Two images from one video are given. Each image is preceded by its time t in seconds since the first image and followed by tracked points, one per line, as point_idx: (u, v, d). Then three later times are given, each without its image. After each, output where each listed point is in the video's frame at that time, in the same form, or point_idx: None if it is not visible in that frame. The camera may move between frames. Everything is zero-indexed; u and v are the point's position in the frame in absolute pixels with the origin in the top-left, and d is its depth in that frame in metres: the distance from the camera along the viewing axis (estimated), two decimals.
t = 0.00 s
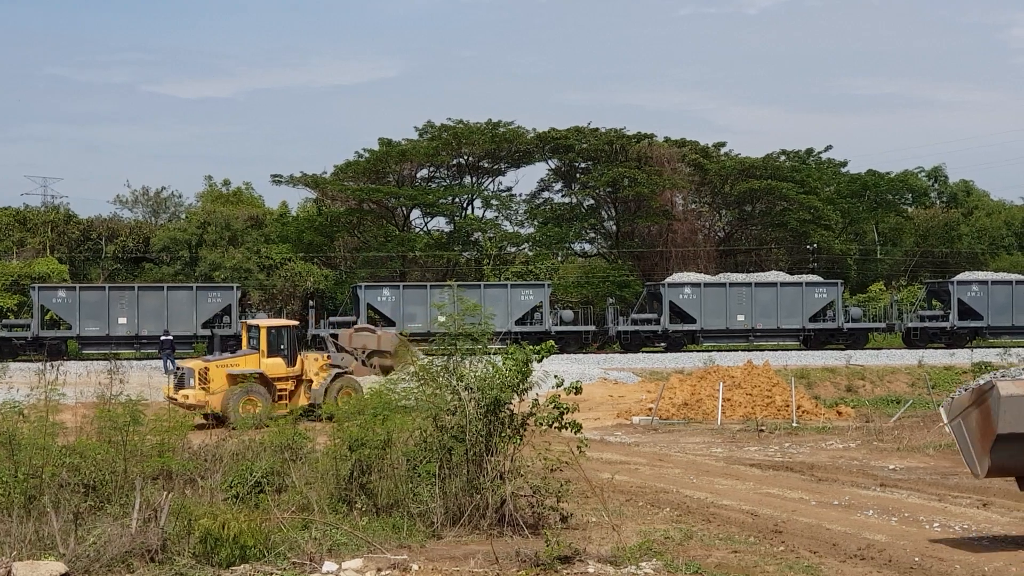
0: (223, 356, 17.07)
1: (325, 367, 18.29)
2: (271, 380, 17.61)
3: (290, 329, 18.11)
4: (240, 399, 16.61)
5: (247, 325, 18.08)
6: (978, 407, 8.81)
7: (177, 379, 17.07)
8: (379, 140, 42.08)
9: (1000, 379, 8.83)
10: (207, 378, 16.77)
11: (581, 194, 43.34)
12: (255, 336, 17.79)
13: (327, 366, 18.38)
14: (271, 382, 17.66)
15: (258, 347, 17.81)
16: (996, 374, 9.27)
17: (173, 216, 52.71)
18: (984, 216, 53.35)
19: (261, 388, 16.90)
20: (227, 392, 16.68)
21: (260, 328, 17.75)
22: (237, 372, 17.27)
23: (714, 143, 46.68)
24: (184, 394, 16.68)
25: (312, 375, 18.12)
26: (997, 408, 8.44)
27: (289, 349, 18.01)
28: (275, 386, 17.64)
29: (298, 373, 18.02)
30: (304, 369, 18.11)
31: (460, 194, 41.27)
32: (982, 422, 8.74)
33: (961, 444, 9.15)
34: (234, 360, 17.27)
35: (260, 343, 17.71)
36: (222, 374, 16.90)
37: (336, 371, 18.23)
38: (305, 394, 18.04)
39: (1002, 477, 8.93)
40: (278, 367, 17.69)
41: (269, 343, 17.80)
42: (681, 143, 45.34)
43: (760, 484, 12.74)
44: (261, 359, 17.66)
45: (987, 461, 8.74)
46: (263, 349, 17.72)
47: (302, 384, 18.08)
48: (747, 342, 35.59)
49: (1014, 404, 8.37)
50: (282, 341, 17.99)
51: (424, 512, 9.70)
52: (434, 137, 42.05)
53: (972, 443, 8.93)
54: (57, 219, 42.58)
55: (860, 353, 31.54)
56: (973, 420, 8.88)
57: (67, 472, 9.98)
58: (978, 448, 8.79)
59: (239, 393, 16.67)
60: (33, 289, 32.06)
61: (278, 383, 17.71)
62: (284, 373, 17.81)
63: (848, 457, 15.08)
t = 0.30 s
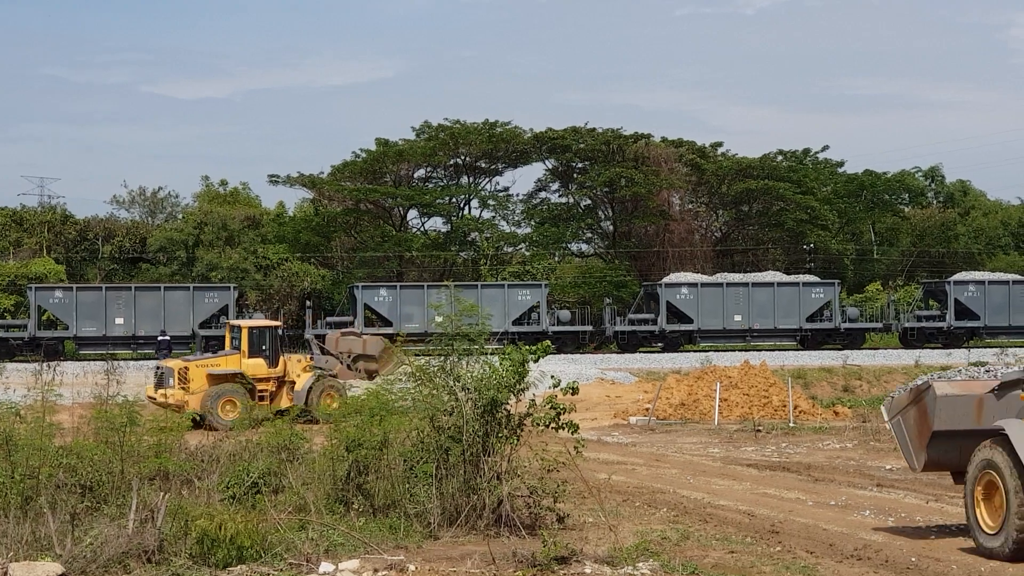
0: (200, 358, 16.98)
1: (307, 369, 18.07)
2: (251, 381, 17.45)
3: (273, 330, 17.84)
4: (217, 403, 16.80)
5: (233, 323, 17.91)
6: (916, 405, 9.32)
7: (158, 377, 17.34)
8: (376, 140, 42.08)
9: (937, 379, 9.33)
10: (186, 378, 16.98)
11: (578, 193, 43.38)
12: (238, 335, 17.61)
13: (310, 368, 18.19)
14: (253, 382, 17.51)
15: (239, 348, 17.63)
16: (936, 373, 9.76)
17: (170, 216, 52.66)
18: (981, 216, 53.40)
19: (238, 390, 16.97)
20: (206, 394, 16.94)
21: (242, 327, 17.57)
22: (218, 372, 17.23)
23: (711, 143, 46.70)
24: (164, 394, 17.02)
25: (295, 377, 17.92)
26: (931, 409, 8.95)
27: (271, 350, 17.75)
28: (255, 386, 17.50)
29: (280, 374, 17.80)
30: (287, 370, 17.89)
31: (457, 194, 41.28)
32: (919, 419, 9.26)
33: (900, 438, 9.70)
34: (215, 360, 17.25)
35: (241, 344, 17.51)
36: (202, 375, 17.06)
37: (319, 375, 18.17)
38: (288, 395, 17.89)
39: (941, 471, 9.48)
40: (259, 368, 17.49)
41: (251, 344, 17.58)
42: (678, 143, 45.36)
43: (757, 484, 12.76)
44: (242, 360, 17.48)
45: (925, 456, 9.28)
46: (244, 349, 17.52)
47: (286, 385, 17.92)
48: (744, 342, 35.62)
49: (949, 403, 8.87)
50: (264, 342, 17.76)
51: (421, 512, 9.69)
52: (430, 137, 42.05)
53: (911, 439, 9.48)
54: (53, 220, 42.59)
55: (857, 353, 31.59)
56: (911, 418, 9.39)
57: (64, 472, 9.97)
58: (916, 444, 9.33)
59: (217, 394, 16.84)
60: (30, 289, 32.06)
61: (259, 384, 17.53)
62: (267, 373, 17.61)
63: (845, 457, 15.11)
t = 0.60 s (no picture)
0: (179, 359, 17.10)
1: (290, 369, 18.04)
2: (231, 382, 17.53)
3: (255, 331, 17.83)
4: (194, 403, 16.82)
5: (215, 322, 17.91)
6: (861, 399, 10.36)
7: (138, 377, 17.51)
8: (373, 140, 42.09)
9: (881, 376, 10.42)
10: (166, 380, 17.13)
11: (575, 194, 43.46)
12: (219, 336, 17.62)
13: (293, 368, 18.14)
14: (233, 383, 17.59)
15: (221, 348, 17.66)
16: (877, 372, 10.84)
17: (167, 216, 52.62)
18: (977, 217, 53.47)
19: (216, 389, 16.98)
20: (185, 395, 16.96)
21: (223, 328, 17.53)
22: (198, 372, 17.33)
23: (709, 143, 46.75)
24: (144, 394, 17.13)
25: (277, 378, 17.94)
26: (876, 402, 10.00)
27: (253, 350, 17.78)
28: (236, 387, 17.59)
29: (262, 375, 17.86)
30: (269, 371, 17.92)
31: (454, 194, 41.29)
32: (864, 412, 10.30)
33: (843, 430, 10.75)
34: (195, 361, 17.29)
35: (223, 345, 17.52)
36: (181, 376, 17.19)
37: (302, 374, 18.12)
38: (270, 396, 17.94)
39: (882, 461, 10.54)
40: (239, 369, 17.55)
41: (232, 345, 17.58)
42: (675, 143, 45.41)
43: (754, 484, 12.79)
44: (223, 361, 17.52)
45: (868, 447, 10.31)
46: (225, 351, 17.54)
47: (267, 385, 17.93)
48: (741, 343, 35.64)
49: (892, 398, 9.99)
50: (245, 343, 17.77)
51: (419, 512, 9.70)
52: (428, 138, 42.07)
53: (854, 431, 10.51)
54: (51, 220, 42.58)
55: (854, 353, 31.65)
56: (856, 411, 10.44)
57: (61, 472, 9.96)
58: (860, 435, 10.38)
59: (196, 394, 16.91)
60: (27, 289, 32.05)
61: (239, 386, 17.62)
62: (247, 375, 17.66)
63: (843, 458, 15.14)
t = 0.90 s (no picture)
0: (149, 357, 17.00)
1: (260, 370, 18.15)
2: (199, 382, 17.50)
3: (224, 331, 18.09)
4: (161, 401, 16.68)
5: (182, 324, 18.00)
6: (800, 397, 11.26)
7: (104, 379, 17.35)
8: (358, 140, 42.00)
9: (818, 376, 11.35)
10: (133, 380, 17.09)
11: (561, 193, 43.55)
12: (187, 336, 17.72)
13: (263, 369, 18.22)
14: (201, 383, 17.57)
15: (188, 349, 17.76)
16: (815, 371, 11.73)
17: (152, 216, 52.38)
18: (961, 217, 53.81)
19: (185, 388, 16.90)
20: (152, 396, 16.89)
21: (190, 328, 17.72)
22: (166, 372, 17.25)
23: (694, 143, 46.87)
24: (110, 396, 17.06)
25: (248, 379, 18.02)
26: (814, 399, 10.90)
27: (221, 350, 17.98)
28: (204, 388, 17.56)
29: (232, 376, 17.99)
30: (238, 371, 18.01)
31: (439, 194, 41.30)
32: (802, 409, 11.21)
33: (786, 426, 11.66)
34: (162, 361, 17.25)
35: (190, 344, 17.65)
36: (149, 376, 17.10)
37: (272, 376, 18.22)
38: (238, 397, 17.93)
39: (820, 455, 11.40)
40: (207, 369, 17.57)
41: (199, 345, 17.74)
42: (661, 143, 45.51)
43: (739, 484, 12.86)
44: (191, 361, 17.56)
45: (806, 442, 11.18)
46: (193, 351, 17.62)
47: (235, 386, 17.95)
48: (726, 343, 35.77)
49: (827, 395, 10.89)
50: (214, 342, 18.00)
51: (404, 512, 9.73)
52: (413, 137, 42.02)
53: (795, 427, 11.40)
54: (34, 219, 42.33)
55: (838, 353, 31.83)
56: (795, 409, 11.36)
57: (45, 471, 9.93)
58: (800, 432, 11.29)
59: (163, 392, 16.78)
60: (11, 288, 31.86)
61: (207, 386, 17.60)
62: (216, 375, 17.68)
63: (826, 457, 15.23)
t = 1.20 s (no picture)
0: (121, 357, 17.14)
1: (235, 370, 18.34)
2: (171, 382, 17.63)
3: (196, 330, 18.04)
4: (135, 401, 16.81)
5: (154, 324, 18.07)
6: (747, 390, 11.65)
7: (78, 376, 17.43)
8: (348, 139, 41.99)
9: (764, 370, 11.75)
10: (105, 378, 17.13)
11: (550, 193, 43.63)
12: (158, 336, 17.80)
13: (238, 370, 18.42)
14: (172, 383, 17.69)
15: (160, 348, 17.81)
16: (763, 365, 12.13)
17: (141, 215, 52.21)
18: (950, 217, 54.07)
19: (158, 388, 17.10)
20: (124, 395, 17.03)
21: (162, 327, 17.75)
22: (138, 372, 17.38)
23: (683, 143, 46.95)
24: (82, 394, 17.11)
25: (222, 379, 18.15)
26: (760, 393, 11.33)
27: (194, 349, 17.97)
28: (176, 387, 17.68)
29: (204, 374, 18.02)
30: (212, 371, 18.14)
31: (429, 193, 41.32)
32: (750, 403, 11.60)
33: (734, 418, 12.05)
34: (135, 360, 17.35)
35: (162, 344, 17.69)
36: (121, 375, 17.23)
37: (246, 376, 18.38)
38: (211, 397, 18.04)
39: (765, 446, 11.88)
40: (179, 369, 17.67)
41: (171, 344, 17.76)
42: (650, 143, 45.60)
43: (728, 483, 12.92)
44: (163, 361, 17.64)
45: (752, 433, 11.63)
46: (165, 350, 17.68)
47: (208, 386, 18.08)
48: (715, 342, 35.88)
49: (774, 390, 11.31)
50: (187, 342, 17.96)
51: (393, 512, 9.76)
52: (403, 137, 42.00)
53: (741, 418, 11.84)
54: (23, 219, 42.13)
55: (827, 352, 31.94)
56: (744, 401, 11.74)
57: (34, 471, 9.92)
58: (746, 423, 11.69)
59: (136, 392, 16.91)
60: None
61: (179, 386, 17.70)
62: (187, 374, 17.79)
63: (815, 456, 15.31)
